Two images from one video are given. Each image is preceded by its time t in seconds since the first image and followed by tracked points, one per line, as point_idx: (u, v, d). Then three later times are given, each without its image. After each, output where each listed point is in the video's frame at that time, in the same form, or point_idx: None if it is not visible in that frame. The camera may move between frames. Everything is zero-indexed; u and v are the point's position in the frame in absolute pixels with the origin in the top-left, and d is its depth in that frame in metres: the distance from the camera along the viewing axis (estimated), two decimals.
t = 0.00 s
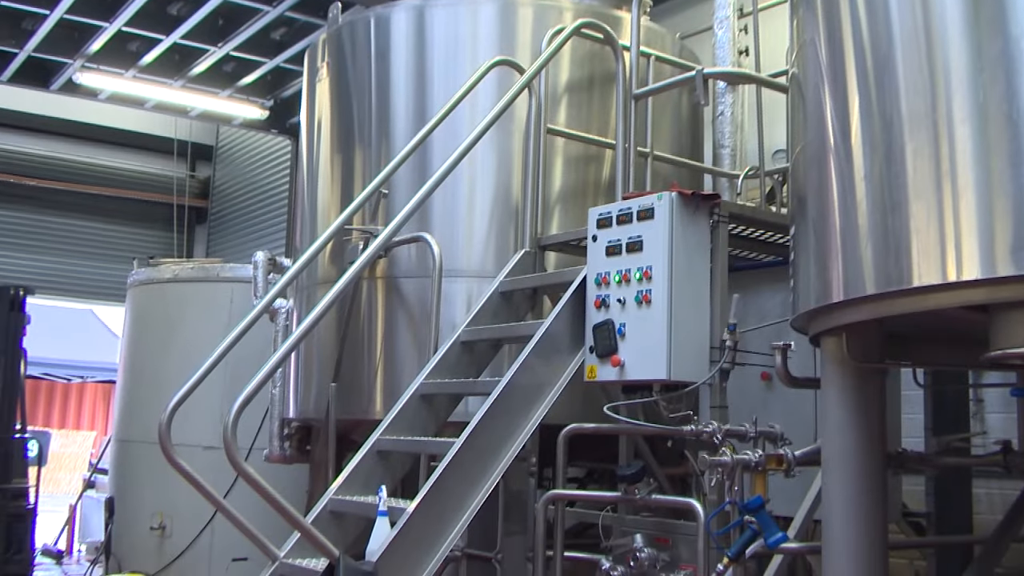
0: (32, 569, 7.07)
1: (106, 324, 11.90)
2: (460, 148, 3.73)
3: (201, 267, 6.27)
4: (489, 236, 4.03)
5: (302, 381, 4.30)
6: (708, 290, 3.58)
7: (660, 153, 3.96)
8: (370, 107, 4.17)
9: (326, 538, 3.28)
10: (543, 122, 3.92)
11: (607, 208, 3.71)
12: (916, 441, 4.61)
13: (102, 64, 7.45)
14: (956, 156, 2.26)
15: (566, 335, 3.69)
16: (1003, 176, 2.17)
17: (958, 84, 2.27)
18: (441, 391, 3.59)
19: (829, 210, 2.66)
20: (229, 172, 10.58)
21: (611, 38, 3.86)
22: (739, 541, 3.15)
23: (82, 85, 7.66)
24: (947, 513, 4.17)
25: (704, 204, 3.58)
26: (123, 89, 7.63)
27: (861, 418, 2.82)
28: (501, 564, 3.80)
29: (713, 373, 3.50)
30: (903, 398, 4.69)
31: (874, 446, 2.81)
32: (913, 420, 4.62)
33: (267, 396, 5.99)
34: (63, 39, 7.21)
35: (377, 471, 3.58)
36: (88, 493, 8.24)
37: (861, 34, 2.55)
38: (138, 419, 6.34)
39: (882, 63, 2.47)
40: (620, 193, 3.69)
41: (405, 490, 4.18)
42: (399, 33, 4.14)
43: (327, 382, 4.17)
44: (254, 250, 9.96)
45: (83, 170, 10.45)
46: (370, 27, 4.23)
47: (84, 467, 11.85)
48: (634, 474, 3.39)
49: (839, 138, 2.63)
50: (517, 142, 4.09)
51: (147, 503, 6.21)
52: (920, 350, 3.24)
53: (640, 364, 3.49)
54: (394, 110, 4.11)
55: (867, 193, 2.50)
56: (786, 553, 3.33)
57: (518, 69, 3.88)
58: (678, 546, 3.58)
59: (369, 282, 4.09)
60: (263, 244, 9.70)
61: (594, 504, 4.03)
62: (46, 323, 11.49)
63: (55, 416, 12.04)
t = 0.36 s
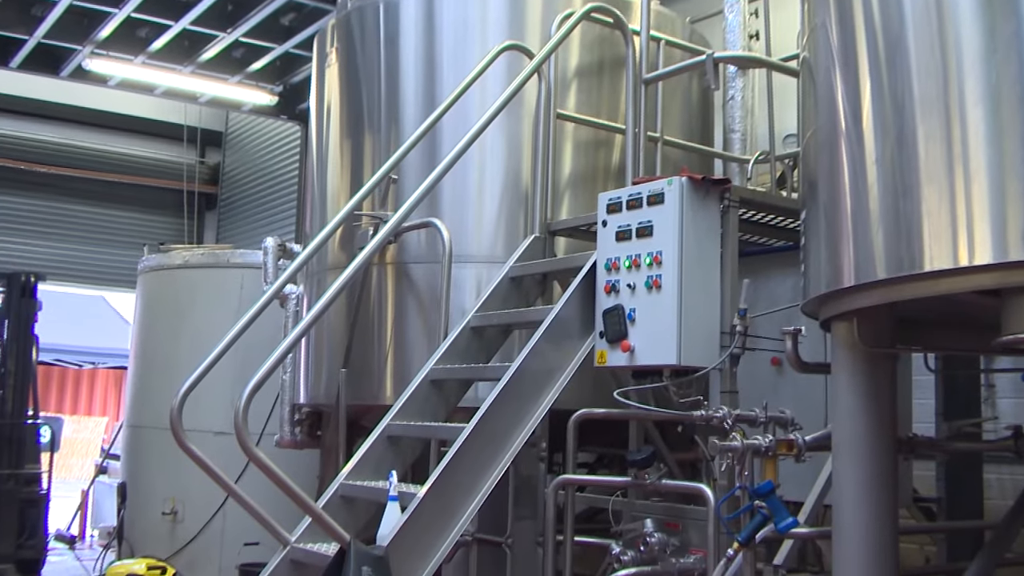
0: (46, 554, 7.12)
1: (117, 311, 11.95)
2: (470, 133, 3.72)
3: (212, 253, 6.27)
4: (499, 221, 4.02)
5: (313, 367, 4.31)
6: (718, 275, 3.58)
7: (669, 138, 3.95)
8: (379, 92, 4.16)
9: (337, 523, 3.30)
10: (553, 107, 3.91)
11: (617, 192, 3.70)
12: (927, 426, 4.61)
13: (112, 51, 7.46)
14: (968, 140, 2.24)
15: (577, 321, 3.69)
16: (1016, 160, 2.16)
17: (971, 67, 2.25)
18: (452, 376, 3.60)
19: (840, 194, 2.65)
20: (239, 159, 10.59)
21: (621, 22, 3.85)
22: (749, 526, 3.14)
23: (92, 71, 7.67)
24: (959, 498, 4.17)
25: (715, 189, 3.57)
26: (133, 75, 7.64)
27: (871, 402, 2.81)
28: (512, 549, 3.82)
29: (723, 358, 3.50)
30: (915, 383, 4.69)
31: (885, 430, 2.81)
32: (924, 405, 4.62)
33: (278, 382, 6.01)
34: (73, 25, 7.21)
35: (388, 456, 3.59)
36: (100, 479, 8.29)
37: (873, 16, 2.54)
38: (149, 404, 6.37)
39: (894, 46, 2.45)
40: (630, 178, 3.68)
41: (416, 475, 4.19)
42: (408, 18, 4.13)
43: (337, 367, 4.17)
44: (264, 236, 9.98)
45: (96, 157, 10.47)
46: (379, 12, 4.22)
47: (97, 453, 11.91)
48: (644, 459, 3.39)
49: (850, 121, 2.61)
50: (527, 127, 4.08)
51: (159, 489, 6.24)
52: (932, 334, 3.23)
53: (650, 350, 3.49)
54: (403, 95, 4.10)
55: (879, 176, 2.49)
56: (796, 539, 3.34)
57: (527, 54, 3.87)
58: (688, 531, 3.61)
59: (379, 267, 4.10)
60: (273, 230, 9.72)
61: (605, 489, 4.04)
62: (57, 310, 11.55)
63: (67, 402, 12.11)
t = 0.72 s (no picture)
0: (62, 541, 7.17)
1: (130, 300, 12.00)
2: (482, 121, 3.72)
3: (225, 242, 6.29)
4: (512, 209, 4.02)
5: (326, 355, 4.32)
6: (731, 263, 3.57)
7: (682, 126, 3.94)
8: (392, 80, 4.16)
9: (350, 510, 3.31)
10: (566, 95, 3.91)
11: (630, 181, 3.70)
12: (941, 415, 4.60)
13: (125, 40, 7.47)
14: (983, 128, 2.23)
15: (590, 309, 3.68)
16: None
17: (986, 55, 2.23)
18: (465, 364, 3.60)
19: (854, 182, 2.64)
20: (251, 148, 10.60)
21: (634, 10, 3.83)
22: (762, 515, 3.12)
23: (105, 61, 7.68)
24: (973, 487, 4.15)
25: (728, 176, 3.56)
26: (146, 64, 7.65)
27: (885, 390, 2.80)
28: (525, 537, 3.82)
29: (736, 346, 3.50)
30: (928, 371, 4.68)
31: (899, 417, 2.79)
32: (938, 393, 4.61)
33: (291, 371, 6.03)
34: (86, 15, 7.21)
35: (401, 445, 3.60)
36: (116, 467, 8.33)
37: (888, 3, 2.52)
38: (164, 392, 6.40)
39: (909, 33, 2.43)
40: (643, 166, 3.67)
41: (429, 464, 4.20)
42: (420, 6, 4.12)
43: (350, 356, 4.19)
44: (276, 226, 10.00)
45: (109, 147, 10.50)
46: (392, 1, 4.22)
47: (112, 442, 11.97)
48: (657, 448, 3.39)
49: (865, 109, 2.60)
50: (540, 114, 4.08)
51: (174, 477, 6.27)
52: (947, 323, 3.21)
53: (664, 338, 3.49)
54: (415, 84, 4.10)
55: (892, 165, 2.47)
56: (810, 527, 3.33)
57: (540, 42, 3.86)
58: (702, 520, 3.60)
59: (391, 256, 4.10)
60: (286, 219, 9.74)
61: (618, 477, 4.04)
62: (71, 299, 11.61)
63: (82, 391, 12.19)
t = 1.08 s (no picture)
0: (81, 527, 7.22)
1: (146, 288, 12.05)
2: (496, 108, 3.71)
3: (240, 230, 6.31)
4: (526, 196, 4.02)
5: (341, 342, 4.33)
6: (747, 249, 3.56)
7: (698, 112, 3.93)
8: (406, 67, 4.16)
9: (366, 497, 3.32)
10: (580, 81, 3.91)
11: (645, 167, 3.69)
12: (958, 401, 4.58)
13: (140, 29, 7.48)
14: (1001, 113, 2.21)
15: (605, 296, 3.68)
16: None
17: (1005, 39, 2.21)
18: (480, 352, 3.60)
19: (870, 167, 2.62)
20: (266, 136, 10.62)
21: None
22: (778, 502, 3.12)
23: (120, 49, 7.69)
24: (989, 474, 4.14)
25: (743, 163, 3.55)
26: (160, 52, 7.66)
27: (902, 376, 2.79)
28: (540, 524, 3.83)
29: (752, 333, 3.49)
30: (945, 358, 4.66)
31: (916, 404, 2.78)
32: (955, 380, 4.60)
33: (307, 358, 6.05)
34: (102, 3, 7.23)
35: (417, 432, 3.60)
36: (133, 454, 8.39)
37: None
38: (180, 379, 6.44)
39: (927, 18, 2.41)
40: (658, 152, 3.66)
41: (444, 450, 4.21)
42: None
43: (365, 343, 4.20)
44: (291, 214, 10.03)
45: (122, 134, 10.51)
46: None
47: (129, 429, 12.05)
48: (672, 435, 3.39)
49: (881, 95, 2.58)
50: (554, 100, 4.07)
51: (190, 464, 6.31)
52: (964, 309, 3.20)
53: (679, 324, 3.48)
54: (429, 70, 4.10)
55: (910, 150, 2.46)
56: (826, 514, 3.32)
57: (554, 28, 3.85)
58: (717, 506, 3.58)
59: (406, 243, 4.10)
60: (301, 206, 9.76)
61: (633, 464, 4.04)
62: (87, 288, 11.66)
63: (98, 378, 12.26)
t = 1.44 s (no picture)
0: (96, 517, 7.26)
1: (159, 280, 12.10)
2: (508, 98, 3.71)
3: (253, 221, 6.33)
4: (539, 186, 4.02)
5: (354, 333, 4.34)
6: (760, 239, 3.55)
7: (711, 102, 3.92)
8: (418, 58, 4.15)
9: (379, 486, 3.33)
10: (593, 71, 3.91)
11: (658, 157, 3.68)
12: (973, 392, 4.57)
13: (152, 19, 7.49)
14: (1018, 102, 2.20)
15: (618, 286, 3.67)
16: None
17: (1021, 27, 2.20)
18: (492, 342, 3.60)
19: (885, 157, 2.61)
20: (279, 126, 10.63)
21: None
22: (791, 492, 3.10)
23: (132, 40, 7.70)
24: (1005, 465, 4.12)
25: (757, 152, 3.54)
26: (173, 43, 7.67)
27: (917, 366, 2.78)
28: (553, 514, 3.83)
29: (765, 323, 3.48)
30: (960, 348, 4.65)
31: (930, 394, 2.77)
32: (970, 370, 4.58)
33: (320, 349, 6.07)
34: None
35: (429, 422, 3.61)
36: (147, 444, 8.43)
37: None
38: (194, 370, 6.47)
39: (942, 6, 2.40)
40: (671, 142, 3.65)
41: (457, 441, 4.22)
42: None
43: (378, 334, 4.20)
44: (304, 204, 10.05)
45: (135, 126, 10.56)
46: None
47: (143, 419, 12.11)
48: (685, 425, 3.38)
49: (896, 84, 2.56)
50: (567, 89, 4.06)
51: (205, 454, 6.34)
52: (980, 299, 3.18)
53: (692, 314, 3.47)
54: (441, 61, 4.09)
55: (924, 139, 2.44)
56: (839, 505, 3.31)
57: (566, 18, 3.84)
58: (730, 497, 3.57)
59: (419, 234, 4.11)
60: (314, 196, 9.78)
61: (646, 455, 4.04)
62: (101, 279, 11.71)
63: (113, 369, 12.32)
